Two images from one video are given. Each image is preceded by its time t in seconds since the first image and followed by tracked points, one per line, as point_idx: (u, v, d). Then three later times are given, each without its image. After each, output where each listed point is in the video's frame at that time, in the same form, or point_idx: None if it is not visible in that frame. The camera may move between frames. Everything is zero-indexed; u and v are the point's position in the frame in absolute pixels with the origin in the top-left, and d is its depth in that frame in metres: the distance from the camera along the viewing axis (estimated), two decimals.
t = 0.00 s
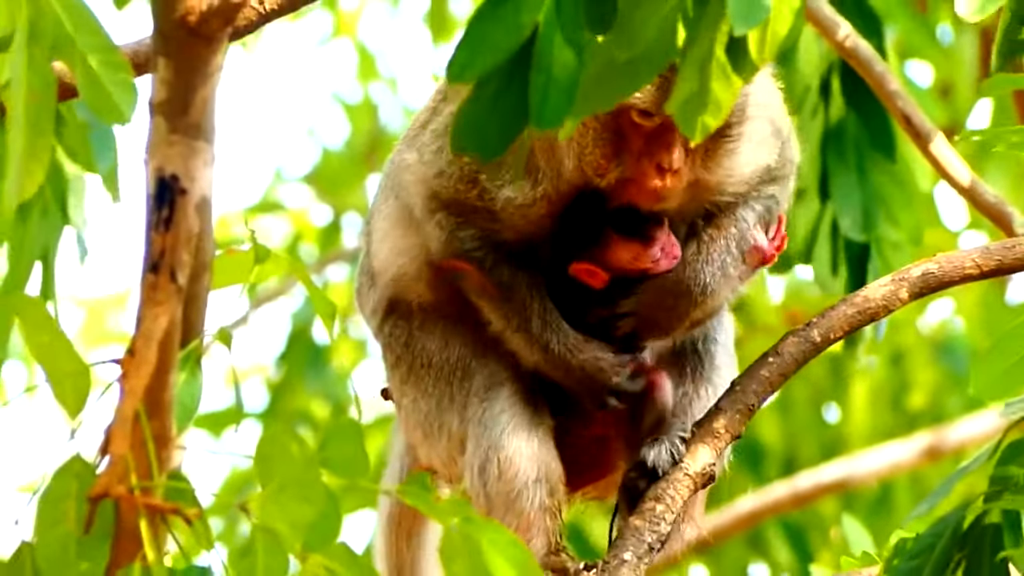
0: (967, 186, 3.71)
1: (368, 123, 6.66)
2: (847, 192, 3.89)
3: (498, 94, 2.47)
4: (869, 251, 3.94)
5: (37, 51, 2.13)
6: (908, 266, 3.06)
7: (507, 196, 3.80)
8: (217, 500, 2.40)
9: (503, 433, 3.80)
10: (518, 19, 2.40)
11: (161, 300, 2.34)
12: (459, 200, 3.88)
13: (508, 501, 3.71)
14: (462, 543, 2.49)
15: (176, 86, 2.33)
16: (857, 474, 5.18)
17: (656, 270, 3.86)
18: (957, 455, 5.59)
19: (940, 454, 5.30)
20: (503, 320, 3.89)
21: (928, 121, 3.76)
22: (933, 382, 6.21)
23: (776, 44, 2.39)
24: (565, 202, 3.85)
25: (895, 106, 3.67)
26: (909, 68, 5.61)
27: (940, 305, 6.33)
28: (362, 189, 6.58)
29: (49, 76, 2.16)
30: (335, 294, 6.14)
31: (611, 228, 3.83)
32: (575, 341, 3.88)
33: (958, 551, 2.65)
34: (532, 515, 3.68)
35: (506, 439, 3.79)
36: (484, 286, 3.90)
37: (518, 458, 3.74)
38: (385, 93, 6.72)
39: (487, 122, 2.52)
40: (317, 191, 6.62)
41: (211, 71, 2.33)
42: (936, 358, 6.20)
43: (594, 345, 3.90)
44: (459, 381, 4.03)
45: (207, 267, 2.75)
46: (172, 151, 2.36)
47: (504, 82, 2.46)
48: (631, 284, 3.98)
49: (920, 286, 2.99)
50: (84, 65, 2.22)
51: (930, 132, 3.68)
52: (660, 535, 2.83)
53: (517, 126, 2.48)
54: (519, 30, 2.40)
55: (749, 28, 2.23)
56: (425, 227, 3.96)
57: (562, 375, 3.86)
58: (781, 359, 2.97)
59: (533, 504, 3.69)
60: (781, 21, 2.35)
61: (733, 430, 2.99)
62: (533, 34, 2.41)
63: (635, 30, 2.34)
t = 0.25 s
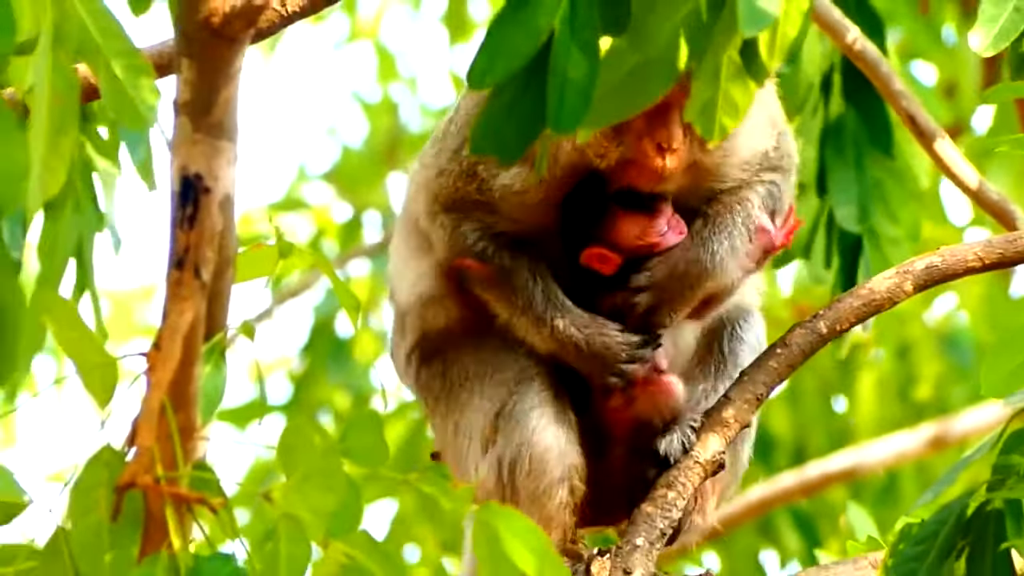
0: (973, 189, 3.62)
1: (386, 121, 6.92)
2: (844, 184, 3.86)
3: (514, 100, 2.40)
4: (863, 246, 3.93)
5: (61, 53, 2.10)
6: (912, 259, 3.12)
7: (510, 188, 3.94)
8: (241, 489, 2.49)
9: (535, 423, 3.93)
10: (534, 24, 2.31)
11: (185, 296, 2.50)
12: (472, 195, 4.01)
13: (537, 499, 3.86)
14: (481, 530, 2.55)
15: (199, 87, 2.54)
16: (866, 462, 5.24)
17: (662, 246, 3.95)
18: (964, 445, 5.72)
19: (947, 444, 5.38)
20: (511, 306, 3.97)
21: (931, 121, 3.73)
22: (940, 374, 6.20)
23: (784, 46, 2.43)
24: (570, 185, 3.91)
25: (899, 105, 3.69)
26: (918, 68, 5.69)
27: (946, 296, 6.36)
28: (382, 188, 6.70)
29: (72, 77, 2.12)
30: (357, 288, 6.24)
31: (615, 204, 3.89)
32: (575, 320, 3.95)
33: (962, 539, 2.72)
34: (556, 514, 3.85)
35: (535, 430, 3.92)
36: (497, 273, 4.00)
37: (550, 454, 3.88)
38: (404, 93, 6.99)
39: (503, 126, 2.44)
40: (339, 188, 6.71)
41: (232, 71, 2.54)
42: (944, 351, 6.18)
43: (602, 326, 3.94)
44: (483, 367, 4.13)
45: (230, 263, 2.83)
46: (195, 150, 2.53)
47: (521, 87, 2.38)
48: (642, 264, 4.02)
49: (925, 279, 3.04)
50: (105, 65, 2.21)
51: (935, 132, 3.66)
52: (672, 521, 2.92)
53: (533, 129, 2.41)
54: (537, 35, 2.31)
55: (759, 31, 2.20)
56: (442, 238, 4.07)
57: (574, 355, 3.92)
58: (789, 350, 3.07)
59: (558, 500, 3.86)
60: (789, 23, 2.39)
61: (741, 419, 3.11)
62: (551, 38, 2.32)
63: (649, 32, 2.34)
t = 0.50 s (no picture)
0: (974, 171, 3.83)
1: (410, 110, 7.00)
2: (840, 171, 3.74)
3: (528, 85, 2.38)
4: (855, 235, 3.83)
5: (99, 44, 2.23)
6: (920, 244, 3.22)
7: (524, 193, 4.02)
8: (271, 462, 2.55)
9: (537, 409, 4.05)
10: (550, 12, 2.25)
11: (219, 279, 2.67)
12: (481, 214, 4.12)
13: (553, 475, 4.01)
14: (503, 504, 2.53)
15: (232, 78, 2.75)
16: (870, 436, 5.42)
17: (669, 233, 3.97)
18: (967, 420, 5.86)
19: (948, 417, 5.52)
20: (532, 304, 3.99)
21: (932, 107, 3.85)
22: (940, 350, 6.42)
23: (798, 35, 2.58)
24: (574, 193, 4.01)
25: (903, 91, 3.75)
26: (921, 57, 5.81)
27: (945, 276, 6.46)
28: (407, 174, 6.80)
29: (109, 67, 2.25)
30: (383, 272, 6.38)
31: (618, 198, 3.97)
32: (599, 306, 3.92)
33: (966, 509, 2.67)
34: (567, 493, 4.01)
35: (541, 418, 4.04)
36: (516, 277, 4.03)
37: (557, 443, 4.01)
38: (427, 82, 7.13)
39: (519, 112, 2.43)
40: (364, 173, 6.84)
41: (263, 64, 2.77)
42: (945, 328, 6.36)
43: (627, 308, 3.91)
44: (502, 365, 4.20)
45: (261, 247, 2.97)
46: (229, 138, 2.75)
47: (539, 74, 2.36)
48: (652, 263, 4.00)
49: (933, 263, 3.16)
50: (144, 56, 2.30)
51: (937, 117, 3.77)
52: (690, 496, 3.03)
53: (550, 112, 2.40)
54: (553, 23, 2.26)
55: (772, 19, 2.30)
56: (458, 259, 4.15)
57: (598, 344, 3.91)
58: (803, 332, 3.15)
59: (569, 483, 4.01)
60: (801, 15, 2.54)
61: (757, 398, 3.17)
62: (566, 26, 2.27)
63: (665, 26, 2.32)
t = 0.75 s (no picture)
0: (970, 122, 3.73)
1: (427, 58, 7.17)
2: (830, 118, 3.56)
3: (536, 35, 2.50)
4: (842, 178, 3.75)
5: None
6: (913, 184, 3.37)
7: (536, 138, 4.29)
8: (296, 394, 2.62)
9: (544, 341, 4.16)
10: None
11: (244, 221, 2.81)
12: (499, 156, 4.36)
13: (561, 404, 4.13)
14: (516, 432, 2.57)
15: (255, 30, 2.90)
16: (866, 365, 5.71)
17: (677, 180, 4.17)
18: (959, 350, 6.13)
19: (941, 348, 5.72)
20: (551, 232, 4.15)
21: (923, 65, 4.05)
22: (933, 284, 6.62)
23: None
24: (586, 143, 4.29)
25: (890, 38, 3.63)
26: None
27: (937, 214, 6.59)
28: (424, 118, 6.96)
29: (147, 18, 2.47)
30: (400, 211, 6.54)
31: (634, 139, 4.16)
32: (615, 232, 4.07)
33: (958, 438, 2.45)
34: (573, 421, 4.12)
35: (546, 350, 4.16)
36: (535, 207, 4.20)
37: (562, 372, 4.14)
38: (443, 32, 7.33)
39: (527, 62, 2.54)
40: (383, 120, 6.97)
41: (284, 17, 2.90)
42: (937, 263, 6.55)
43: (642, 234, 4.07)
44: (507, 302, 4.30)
45: (285, 190, 3.12)
46: (252, 86, 2.91)
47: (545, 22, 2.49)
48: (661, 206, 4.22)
49: (924, 203, 3.30)
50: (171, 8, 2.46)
51: (928, 62, 3.60)
52: (693, 425, 3.20)
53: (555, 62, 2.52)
54: None
55: None
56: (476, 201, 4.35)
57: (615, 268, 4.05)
58: (799, 268, 3.31)
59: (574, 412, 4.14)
60: None
61: (755, 331, 3.33)
62: None
63: None
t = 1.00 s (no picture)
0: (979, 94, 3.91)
1: (445, 31, 7.23)
2: (836, 87, 3.72)
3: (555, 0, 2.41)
4: (847, 143, 3.86)
5: None
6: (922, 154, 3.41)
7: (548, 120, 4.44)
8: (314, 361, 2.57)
9: (548, 312, 4.16)
10: None
11: (264, 187, 2.84)
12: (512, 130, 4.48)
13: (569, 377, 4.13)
14: (531, 398, 2.61)
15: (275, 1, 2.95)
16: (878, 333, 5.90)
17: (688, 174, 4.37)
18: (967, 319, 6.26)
19: (949, 316, 5.98)
20: (570, 196, 4.28)
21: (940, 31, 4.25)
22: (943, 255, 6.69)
23: None
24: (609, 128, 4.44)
25: (904, 12, 3.87)
26: None
27: (945, 184, 6.77)
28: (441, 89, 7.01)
29: None
30: (419, 181, 6.59)
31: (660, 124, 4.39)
32: (635, 198, 4.23)
33: (966, 403, 2.49)
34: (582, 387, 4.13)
35: (551, 320, 4.17)
36: (553, 174, 4.33)
37: (568, 340, 4.15)
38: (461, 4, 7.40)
39: (545, 29, 2.44)
40: (403, 90, 7.03)
41: None
42: (946, 234, 6.62)
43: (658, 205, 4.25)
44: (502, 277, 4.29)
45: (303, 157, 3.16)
46: (274, 56, 2.94)
47: None
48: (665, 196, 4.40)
49: (932, 172, 3.34)
50: None
51: (936, 34, 3.88)
52: (705, 393, 3.24)
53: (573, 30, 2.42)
54: None
55: None
56: (491, 164, 4.42)
57: (634, 229, 4.20)
58: (810, 238, 3.35)
59: (581, 379, 4.14)
60: None
61: (767, 300, 3.36)
62: None
63: None
